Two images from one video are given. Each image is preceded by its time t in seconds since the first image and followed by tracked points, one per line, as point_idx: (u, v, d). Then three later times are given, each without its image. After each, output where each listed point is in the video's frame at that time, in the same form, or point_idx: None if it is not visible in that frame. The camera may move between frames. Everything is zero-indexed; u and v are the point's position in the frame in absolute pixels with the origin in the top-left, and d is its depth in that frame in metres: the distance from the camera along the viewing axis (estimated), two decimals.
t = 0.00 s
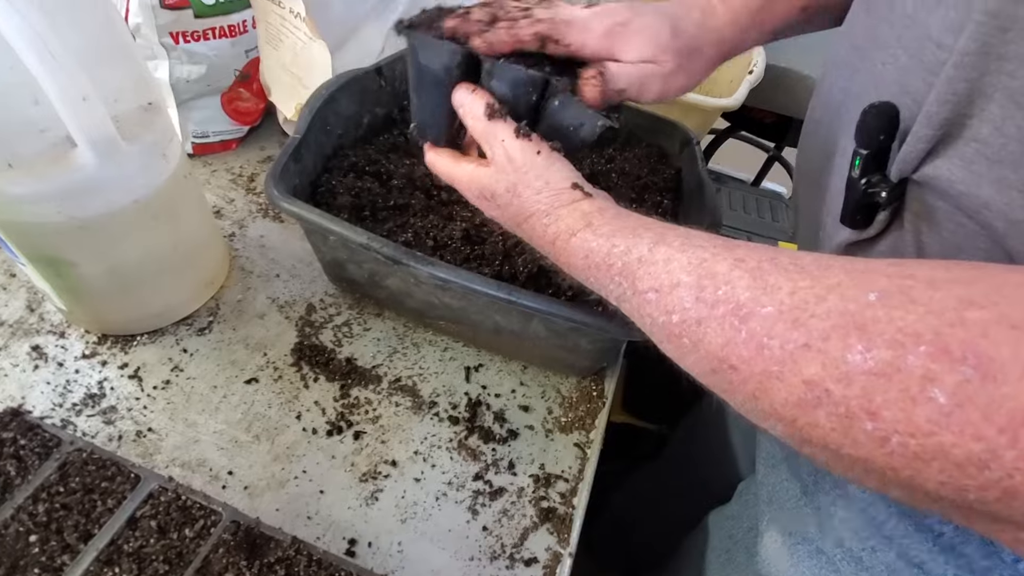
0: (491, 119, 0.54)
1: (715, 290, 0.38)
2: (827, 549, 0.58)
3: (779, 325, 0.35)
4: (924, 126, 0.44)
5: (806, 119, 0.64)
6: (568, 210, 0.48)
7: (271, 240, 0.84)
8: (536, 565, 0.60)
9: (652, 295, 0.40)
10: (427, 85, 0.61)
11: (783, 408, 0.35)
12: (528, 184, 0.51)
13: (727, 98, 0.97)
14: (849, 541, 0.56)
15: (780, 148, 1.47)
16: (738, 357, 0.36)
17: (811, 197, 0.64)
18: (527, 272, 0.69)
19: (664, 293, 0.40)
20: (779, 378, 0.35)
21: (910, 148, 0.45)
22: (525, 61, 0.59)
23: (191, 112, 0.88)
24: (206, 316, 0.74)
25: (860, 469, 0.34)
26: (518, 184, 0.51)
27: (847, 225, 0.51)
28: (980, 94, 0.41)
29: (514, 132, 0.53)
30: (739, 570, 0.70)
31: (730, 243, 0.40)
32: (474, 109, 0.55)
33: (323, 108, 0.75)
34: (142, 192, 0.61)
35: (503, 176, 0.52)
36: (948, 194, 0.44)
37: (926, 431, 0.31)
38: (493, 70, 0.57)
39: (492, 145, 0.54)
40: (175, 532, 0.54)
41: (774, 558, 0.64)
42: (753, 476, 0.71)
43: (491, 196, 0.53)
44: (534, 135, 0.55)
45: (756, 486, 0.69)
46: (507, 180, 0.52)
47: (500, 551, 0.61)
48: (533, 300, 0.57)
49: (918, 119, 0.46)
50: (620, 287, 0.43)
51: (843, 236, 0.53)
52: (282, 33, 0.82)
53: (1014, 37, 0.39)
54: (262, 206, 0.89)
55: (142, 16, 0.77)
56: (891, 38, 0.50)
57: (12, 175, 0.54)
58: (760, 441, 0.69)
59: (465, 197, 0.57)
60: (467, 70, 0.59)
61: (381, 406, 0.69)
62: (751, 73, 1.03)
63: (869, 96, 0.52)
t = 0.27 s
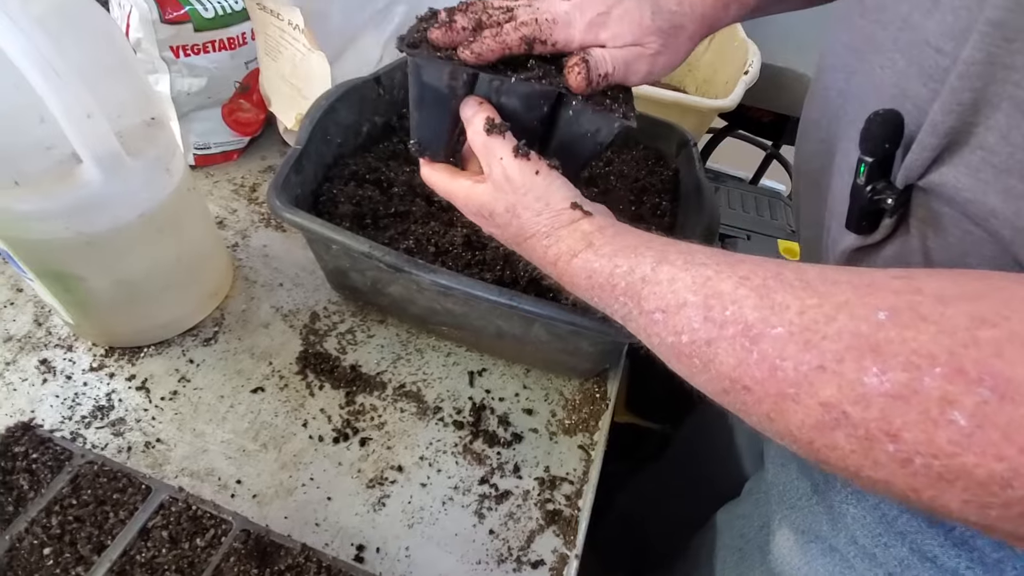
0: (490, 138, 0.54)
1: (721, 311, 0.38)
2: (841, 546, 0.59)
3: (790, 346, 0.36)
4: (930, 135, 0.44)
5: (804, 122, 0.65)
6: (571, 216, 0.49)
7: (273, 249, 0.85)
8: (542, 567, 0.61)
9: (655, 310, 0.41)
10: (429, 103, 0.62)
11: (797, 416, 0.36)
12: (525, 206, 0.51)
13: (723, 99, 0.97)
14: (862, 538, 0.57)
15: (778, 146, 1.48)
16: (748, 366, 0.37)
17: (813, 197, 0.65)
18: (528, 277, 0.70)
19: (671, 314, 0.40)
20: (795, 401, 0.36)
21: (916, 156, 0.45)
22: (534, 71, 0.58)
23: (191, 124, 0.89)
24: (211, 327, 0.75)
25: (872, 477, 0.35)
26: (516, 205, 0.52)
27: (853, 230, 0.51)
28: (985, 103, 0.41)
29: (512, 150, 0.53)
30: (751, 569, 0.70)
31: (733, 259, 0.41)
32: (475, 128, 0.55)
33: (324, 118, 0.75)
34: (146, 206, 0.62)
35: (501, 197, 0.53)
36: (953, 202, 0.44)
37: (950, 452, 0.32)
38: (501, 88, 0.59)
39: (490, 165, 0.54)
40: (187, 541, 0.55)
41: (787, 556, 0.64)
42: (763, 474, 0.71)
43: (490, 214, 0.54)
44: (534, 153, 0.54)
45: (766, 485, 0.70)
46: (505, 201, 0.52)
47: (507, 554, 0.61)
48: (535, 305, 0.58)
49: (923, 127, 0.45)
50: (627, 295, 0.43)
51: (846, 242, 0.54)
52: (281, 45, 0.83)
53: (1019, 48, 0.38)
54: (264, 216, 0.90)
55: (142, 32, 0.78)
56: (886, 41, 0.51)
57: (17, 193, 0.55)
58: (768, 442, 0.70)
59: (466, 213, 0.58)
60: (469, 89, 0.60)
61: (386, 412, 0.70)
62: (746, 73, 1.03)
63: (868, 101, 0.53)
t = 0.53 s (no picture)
0: (484, 142, 0.55)
1: (721, 306, 0.39)
2: (849, 539, 0.59)
3: (788, 339, 0.36)
4: (923, 134, 0.44)
5: (799, 119, 0.65)
6: (569, 220, 0.50)
7: (275, 260, 0.86)
8: (553, 571, 0.61)
9: (657, 304, 0.42)
10: (423, 107, 0.61)
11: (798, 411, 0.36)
12: (524, 208, 0.52)
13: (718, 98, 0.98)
14: (870, 530, 0.57)
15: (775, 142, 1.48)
16: (747, 360, 0.38)
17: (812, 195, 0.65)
18: (530, 282, 0.71)
19: (671, 310, 0.41)
20: (793, 392, 0.36)
21: (910, 155, 0.46)
22: (526, 68, 0.59)
23: (191, 138, 0.90)
24: (216, 340, 0.76)
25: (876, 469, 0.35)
26: (514, 208, 0.52)
27: (850, 228, 0.52)
28: (977, 102, 0.41)
29: (507, 154, 0.53)
30: (761, 565, 0.70)
31: (731, 254, 0.41)
32: (469, 132, 0.56)
33: (322, 130, 0.76)
34: (148, 223, 0.62)
35: (499, 201, 0.53)
36: (949, 199, 0.44)
37: (941, 439, 0.32)
38: (497, 88, 0.59)
39: (486, 169, 0.54)
40: (199, 555, 0.55)
41: (796, 549, 0.64)
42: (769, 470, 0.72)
43: (489, 217, 0.55)
44: (530, 155, 0.55)
45: (773, 481, 0.70)
46: (503, 205, 0.53)
47: (517, 559, 0.61)
48: (536, 310, 0.58)
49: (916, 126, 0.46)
50: (629, 294, 0.43)
51: (845, 240, 0.55)
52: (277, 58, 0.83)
53: (1008, 48, 0.39)
54: (265, 227, 0.90)
55: (141, 49, 0.79)
56: (879, 40, 0.52)
57: (22, 215, 0.55)
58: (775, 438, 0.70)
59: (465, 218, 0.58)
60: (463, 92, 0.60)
61: (392, 420, 0.70)
62: (741, 72, 1.03)
63: (863, 100, 0.53)
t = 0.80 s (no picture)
0: (496, 156, 0.55)
1: (739, 319, 0.38)
2: (859, 538, 0.58)
3: (811, 352, 0.35)
4: (924, 130, 0.44)
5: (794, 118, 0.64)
6: (578, 230, 0.49)
7: (275, 275, 0.85)
8: None
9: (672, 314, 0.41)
10: (437, 126, 0.62)
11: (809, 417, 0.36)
12: (535, 222, 0.51)
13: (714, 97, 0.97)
14: (880, 529, 0.56)
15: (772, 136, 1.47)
16: (767, 373, 0.37)
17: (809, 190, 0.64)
18: (531, 289, 0.70)
19: (688, 324, 0.40)
20: (820, 408, 0.35)
21: (910, 151, 0.45)
22: (538, 94, 0.59)
23: (186, 155, 0.90)
24: (218, 358, 0.75)
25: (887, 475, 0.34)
26: (525, 222, 0.52)
27: (850, 226, 0.52)
28: (978, 97, 0.40)
29: (519, 167, 0.53)
30: (771, 565, 0.69)
31: (746, 266, 0.41)
32: (479, 147, 0.56)
33: (317, 142, 0.75)
34: (145, 243, 0.62)
35: (510, 215, 0.53)
36: (950, 195, 0.44)
37: (979, 455, 0.30)
38: (507, 110, 0.59)
39: (498, 182, 0.54)
40: None
41: (807, 550, 0.63)
42: (777, 470, 0.71)
43: (500, 232, 0.54)
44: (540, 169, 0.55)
45: (781, 481, 0.69)
46: (514, 218, 0.52)
47: (527, 569, 0.61)
48: (538, 318, 0.58)
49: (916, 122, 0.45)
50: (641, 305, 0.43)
51: (844, 239, 0.54)
52: (269, 71, 0.82)
53: (1010, 41, 0.38)
54: (263, 241, 0.90)
55: (133, 68, 0.79)
56: (873, 35, 0.51)
57: (19, 240, 0.55)
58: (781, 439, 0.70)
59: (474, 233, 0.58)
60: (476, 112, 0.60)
61: (397, 432, 0.69)
62: (736, 69, 1.03)
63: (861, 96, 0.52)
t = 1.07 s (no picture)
0: (490, 189, 0.53)
1: (764, 356, 0.36)
2: (877, 551, 0.56)
3: (850, 393, 0.33)
4: (926, 133, 0.42)
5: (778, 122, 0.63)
6: (580, 264, 0.47)
7: (265, 308, 0.84)
8: None
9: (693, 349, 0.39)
10: (422, 156, 0.62)
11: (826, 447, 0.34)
12: (533, 257, 0.49)
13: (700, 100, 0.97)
14: (898, 541, 0.54)
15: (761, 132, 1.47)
16: (808, 416, 0.35)
17: (798, 197, 0.63)
18: (526, 309, 0.69)
19: (707, 361, 0.38)
20: (867, 456, 0.33)
21: (912, 156, 0.44)
22: (527, 112, 0.58)
23: (169, 191, 0.88)
24: (210, 400, 0.73)
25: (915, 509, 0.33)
26: (523, 257, 0.50)
27: (849, 236, 0.51)
28: (983, 95, 0.39)
29: (513, 201, 0.51)
30: None
31: (766, 297, 0.39)
32: (472, 181, 0.54)
33: (299, 172, 0.74)
34: (125, 291, 0.60)
35: (507, 250, 0.51)
36: (957, 199, 0.42)
37: None
38: (495, 132, 0.58)
39: (492, 217, 0.52)
40: None
41: (823, 564, 0.62)
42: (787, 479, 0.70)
43: (497, 268, 0.52)
44: (536, 201, 0.52)
45: (791, 490, 0.68)
46: (510, 253, 0.50)
47: None
48: (534, 343, 0.57)
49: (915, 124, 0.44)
50: (654, 338, 0.41)
51: (844, 249, 0.53)
52: (246, 103, 0.81)
53: (1017, 33, 0.37)
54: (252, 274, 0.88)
55: (107, 109, 0.78)
56: (858, 34, 0.50)
57: None
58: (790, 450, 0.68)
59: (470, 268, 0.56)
60: (462, 136, 0.60)
61: (398, 466, 0.68)
62: (721, 70, 1.03)
63: (850, 99, 0.51)
